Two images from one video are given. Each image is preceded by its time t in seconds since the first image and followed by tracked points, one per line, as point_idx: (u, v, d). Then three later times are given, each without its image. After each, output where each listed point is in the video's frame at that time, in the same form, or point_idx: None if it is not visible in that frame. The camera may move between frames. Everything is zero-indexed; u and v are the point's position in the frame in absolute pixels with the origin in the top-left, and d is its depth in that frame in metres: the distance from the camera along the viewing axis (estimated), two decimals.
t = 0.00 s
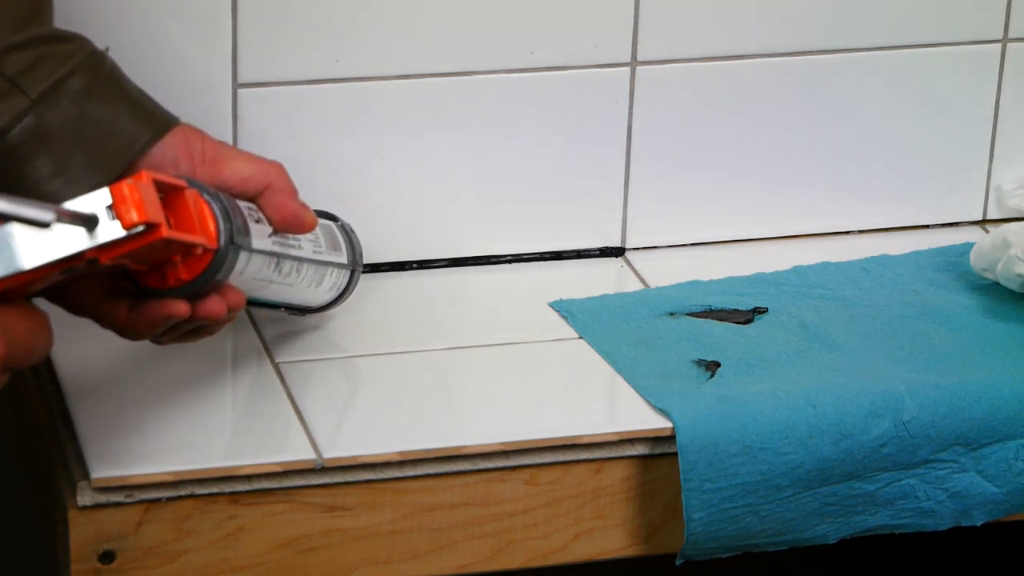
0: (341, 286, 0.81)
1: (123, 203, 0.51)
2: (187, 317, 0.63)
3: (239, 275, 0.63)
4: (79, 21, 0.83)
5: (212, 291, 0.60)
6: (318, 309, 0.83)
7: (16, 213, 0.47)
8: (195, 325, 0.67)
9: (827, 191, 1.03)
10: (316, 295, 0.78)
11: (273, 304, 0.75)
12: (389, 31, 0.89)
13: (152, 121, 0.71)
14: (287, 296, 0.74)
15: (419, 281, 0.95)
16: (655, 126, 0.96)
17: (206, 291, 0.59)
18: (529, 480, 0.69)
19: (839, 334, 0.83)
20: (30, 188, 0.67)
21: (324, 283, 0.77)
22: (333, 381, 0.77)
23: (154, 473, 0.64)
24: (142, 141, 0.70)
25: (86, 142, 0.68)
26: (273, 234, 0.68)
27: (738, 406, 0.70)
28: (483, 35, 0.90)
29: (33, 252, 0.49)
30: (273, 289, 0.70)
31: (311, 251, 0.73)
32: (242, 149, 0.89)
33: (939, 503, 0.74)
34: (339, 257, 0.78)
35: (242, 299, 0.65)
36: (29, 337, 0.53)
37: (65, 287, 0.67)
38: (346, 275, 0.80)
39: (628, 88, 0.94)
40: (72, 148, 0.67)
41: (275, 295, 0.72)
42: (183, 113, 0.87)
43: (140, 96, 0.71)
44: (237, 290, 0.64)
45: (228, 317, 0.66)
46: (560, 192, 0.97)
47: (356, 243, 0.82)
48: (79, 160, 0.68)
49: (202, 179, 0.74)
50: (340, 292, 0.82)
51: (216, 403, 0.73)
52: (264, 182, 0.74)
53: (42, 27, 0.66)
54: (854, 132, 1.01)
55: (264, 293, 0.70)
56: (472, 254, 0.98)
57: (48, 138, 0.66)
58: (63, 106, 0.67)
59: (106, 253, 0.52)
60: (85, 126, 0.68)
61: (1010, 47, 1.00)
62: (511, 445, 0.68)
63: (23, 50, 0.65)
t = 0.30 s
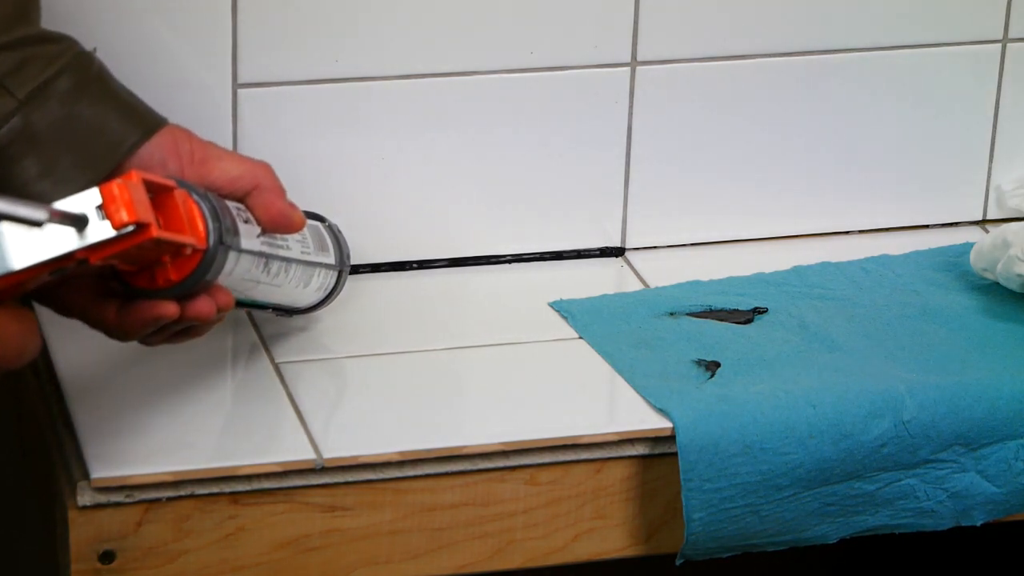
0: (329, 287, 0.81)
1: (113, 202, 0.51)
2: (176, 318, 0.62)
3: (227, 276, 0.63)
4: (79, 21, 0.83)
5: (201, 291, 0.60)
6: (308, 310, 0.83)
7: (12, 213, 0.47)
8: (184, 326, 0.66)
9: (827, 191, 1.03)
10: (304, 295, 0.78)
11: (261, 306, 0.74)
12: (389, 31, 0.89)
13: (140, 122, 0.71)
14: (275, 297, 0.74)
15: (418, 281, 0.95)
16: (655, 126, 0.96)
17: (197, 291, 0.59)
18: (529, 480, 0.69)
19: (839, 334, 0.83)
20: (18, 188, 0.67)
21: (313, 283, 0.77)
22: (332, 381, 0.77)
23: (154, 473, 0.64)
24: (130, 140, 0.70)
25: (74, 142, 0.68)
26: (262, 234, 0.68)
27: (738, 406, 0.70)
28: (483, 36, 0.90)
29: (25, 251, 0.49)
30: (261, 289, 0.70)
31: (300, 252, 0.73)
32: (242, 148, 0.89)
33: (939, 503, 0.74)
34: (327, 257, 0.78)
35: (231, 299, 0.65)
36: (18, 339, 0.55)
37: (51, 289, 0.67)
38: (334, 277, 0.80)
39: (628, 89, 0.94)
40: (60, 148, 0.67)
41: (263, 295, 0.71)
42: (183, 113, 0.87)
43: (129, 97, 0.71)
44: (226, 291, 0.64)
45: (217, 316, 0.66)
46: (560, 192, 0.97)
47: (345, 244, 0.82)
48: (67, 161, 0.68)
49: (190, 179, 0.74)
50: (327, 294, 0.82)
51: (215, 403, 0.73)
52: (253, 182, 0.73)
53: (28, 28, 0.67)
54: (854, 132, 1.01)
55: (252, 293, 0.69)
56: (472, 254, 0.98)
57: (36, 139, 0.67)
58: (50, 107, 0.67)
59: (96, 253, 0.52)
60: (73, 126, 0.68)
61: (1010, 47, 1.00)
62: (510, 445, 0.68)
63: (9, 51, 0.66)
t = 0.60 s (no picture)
0: (316, 289, 0.81)
1: (103, 205, 0.51)
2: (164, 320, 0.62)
3: (217, 278, 0.63)
4: (79, 21, 0.83)
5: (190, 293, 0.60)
6: (296, 312, 0.83)
7: None
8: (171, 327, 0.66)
9: (827, 191, 1.03)
10: (292, 297, 0.78)
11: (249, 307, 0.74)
12: (388, 31, 0.89)
13: (130, 123, 0.71)
14: (262, 298, 0.74)
15: (417, 281, 0.95)
16: (655, 126, 0.96)
17: (184, 293, 0.59)
18: (529, 480, 0.69)
19: (838, 334, 0.83)
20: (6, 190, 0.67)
21: (300, 284, 0.77)
22: (333, 381, 0.77)
23: (154, 473, 0.64)
24: (120, 142, 0.70)
25: (63, 144, 0.68)
26: (250, 236, 0.68)
27: (738, 406, 0.70)
28: (482, 36, 0.90)
29: (13, 254, 0.49)
30: (250, 290, 0.70)
31: (287, 254, 0.74)
32: (242, 148, 0.89)
33: (939, 503, 0.74)
34: (314, 259, 0.78)
35: (219, 301, 0.65)
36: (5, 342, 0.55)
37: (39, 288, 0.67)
38: (320, 278, 0.80)
39: (628, 89, 0.94)
40: (50, 150, 0.67)
41: (251, 296, 0.72)
42: (183, 114, 0.87)
43: (118, 98, 0.71)
44: (215, 293, 0.64)
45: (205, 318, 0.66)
46: (561, 192, 0.97)
47: (332, 246, 0.82)
48: (57, 163, 0.68)
49: (179, 179, 0.74)
50: (314, 295, 0.82)
51: (216, 404, 0.73)
52: (241, 183, 0.73)
53: (17, 29, 0.66)
54: (854, 132, 1.01)
55: (240, 294, 0.69)
56: (472, 254, 0.98)
57: (25, 140, 0.67)
58: (39, 108, 0.67)
59: (86, 256, 0.52)
60: (62, 128, 0.68)
61: (1010, 47, 1.00)
62: (511, 445, 0.68)
63: None
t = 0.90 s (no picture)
0: (302, 288, 0.81)
1: (91, 200, 0.51)
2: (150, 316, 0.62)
3: (204, 276, 0.63)
4: (80, 21, 0.83)
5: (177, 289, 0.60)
6: (277, 313, 0.83)
7: None
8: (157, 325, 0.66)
9: (827, 191, 1.03)
10: (278, 296, 0.78)
11: (234, 306, 0.74)
12: (387, 32, 0.89)
13: (119, 121, 0.71)
14: (249, 297, 0.74)
15: (418, 281, 0.95)
16: (655, 126, 0.96)
17: (170, 290, 0.59)
18: (529, 480, 0.69)
19: (839, 334, 0.83)
20: None
21: (287, 283, 0.77)
22: (333, 381, 0.77)
23: (154, 473, 0.64)
24: (106, 140, 0.70)
25: (50, 141, 0.69)
26: (237, 233, 0.68)
27: (738, 406, 0.70)
28: (483, 36, 0.90)
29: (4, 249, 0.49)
30: (236, 290, 0.70)
31: (274, 253, 0.73)
32: (242, 149, 0.89)
33: (939, 503, 0.74)
34: (300, 259, 0.78)
35: (206, 299, 0.65)
36: None
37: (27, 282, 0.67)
38: (307, 277, 0.80)
39: (628, 89, 0.94)
40: (37, 148, 0.69)
41: (237, 295, 0.71)
42: (183, 114, 0.87)
43: (108, 96, 0.72)
44: (201, 291, 0.64)
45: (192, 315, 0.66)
46: (561, 192, 0.97)
47: (317, 245, 0.82)
48: (43, 160, 0.69)
49: (166, 177, 0.74)
50: (300, 296, 0.82)
51: (215, 404, 0.73)
52: (229, 181, 0.73)
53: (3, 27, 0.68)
54: (854, 132, 1.01)
55: (226, 292, 0.69)
56: (472, 254, 0.98)
57: (12, 138, 0.69)
58: (27, 106, 0.69)
59: (73, 252, 0.52)
60: (49, 125, 0.69)
61: (1010, 47, 1.00)
62: (511, 445, 0.68)
63: None
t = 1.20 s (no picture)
0: (291, 289, 0.81)
1: (79, 201, 0.51)
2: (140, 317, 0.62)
3: (193, 278, 0.63)
4: (80, 21, 0.83)
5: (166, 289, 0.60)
6: (266, 314, 0.83)
7: None
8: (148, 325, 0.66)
9: (826, 191, 1.03)
10: (267, 297, 0.78)
11: (222, 306, 0.74)
12: (387, 32, 0.89)
13: (110, 121, 0.72)
14: (237, 297, 0.74)
15: (417, 281, 0.95)
16: (655, 126, 0.96)
17: (158, 291, 0.59)
18: (529, 480, 0.69)
19: (839, 334, 0.83)
20: None
21: (276, 283, 0.77)
22: (333, 381, 0.77)
23: (154, 473, 0.64)
24: (97, 140, 0.71)
25: (42, 141, 0.70)
26: (226, 235, 0.68)
27: (738, 406, 0.70)
28: (483, 36, 0.90)
29: None
30: (224, 290, 0.70)
31: (264, 254, 0.73)
32: (242, 149, 0.89)
33: (939, 503, 0.74)
34: (289, 259, 0.78)
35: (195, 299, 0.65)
36: None
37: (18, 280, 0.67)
38: (296, 277, 0.81)
39: (628, 89, 0.94)
40: (28, 148, 0.70)
41: (226, 295, 0.71)
42: (183, 114, 0.87)
43: (99, 97, 0.72)
44: (190, 291, 0.64)
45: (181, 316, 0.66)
46: (560, 192, 0.97)
47: (307, 245, 0.82)
48: (35, 160, 0.70)
49: (155, 178, 0.74)
50: (289, 296, 0.82)
51: (214, 404, 0.73)
52: (218, 181, 0.73)
53: None
54: (854, 132, 1.01)
55: (214, 292, 0.69)
56: (472, 254, 0.98)
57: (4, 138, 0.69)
58: (18, 106, 0.69)
59: (61, 252, 0.52)
60: (41, 126, 0.70)
61: (1010, 47, 1.00)
62: (511, 445, 0.68)
63: None
